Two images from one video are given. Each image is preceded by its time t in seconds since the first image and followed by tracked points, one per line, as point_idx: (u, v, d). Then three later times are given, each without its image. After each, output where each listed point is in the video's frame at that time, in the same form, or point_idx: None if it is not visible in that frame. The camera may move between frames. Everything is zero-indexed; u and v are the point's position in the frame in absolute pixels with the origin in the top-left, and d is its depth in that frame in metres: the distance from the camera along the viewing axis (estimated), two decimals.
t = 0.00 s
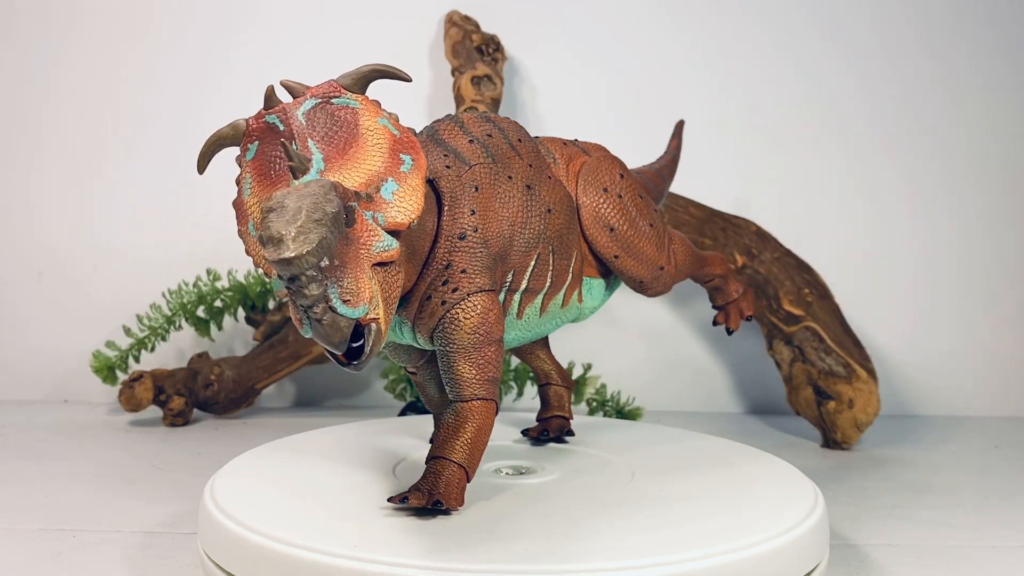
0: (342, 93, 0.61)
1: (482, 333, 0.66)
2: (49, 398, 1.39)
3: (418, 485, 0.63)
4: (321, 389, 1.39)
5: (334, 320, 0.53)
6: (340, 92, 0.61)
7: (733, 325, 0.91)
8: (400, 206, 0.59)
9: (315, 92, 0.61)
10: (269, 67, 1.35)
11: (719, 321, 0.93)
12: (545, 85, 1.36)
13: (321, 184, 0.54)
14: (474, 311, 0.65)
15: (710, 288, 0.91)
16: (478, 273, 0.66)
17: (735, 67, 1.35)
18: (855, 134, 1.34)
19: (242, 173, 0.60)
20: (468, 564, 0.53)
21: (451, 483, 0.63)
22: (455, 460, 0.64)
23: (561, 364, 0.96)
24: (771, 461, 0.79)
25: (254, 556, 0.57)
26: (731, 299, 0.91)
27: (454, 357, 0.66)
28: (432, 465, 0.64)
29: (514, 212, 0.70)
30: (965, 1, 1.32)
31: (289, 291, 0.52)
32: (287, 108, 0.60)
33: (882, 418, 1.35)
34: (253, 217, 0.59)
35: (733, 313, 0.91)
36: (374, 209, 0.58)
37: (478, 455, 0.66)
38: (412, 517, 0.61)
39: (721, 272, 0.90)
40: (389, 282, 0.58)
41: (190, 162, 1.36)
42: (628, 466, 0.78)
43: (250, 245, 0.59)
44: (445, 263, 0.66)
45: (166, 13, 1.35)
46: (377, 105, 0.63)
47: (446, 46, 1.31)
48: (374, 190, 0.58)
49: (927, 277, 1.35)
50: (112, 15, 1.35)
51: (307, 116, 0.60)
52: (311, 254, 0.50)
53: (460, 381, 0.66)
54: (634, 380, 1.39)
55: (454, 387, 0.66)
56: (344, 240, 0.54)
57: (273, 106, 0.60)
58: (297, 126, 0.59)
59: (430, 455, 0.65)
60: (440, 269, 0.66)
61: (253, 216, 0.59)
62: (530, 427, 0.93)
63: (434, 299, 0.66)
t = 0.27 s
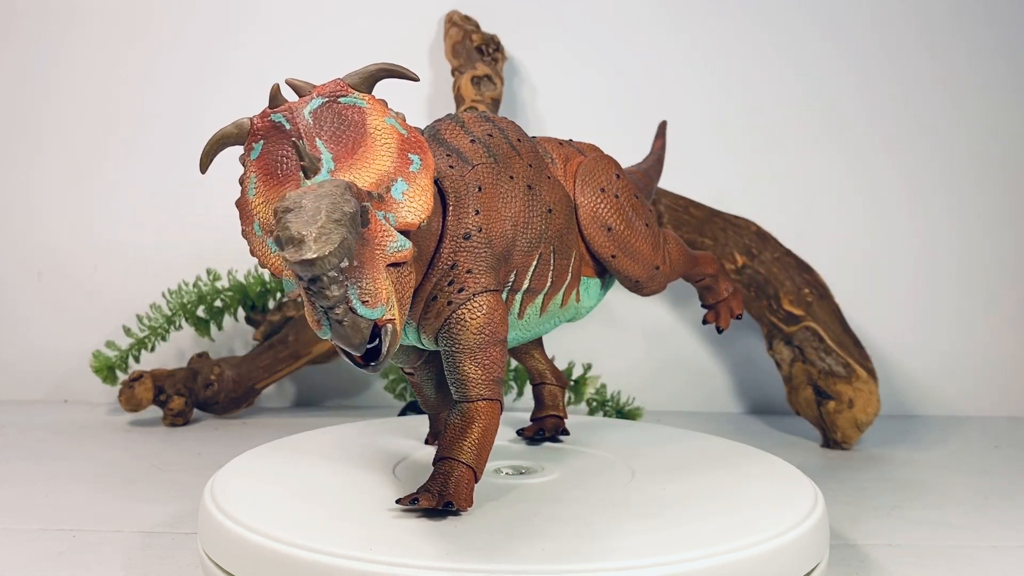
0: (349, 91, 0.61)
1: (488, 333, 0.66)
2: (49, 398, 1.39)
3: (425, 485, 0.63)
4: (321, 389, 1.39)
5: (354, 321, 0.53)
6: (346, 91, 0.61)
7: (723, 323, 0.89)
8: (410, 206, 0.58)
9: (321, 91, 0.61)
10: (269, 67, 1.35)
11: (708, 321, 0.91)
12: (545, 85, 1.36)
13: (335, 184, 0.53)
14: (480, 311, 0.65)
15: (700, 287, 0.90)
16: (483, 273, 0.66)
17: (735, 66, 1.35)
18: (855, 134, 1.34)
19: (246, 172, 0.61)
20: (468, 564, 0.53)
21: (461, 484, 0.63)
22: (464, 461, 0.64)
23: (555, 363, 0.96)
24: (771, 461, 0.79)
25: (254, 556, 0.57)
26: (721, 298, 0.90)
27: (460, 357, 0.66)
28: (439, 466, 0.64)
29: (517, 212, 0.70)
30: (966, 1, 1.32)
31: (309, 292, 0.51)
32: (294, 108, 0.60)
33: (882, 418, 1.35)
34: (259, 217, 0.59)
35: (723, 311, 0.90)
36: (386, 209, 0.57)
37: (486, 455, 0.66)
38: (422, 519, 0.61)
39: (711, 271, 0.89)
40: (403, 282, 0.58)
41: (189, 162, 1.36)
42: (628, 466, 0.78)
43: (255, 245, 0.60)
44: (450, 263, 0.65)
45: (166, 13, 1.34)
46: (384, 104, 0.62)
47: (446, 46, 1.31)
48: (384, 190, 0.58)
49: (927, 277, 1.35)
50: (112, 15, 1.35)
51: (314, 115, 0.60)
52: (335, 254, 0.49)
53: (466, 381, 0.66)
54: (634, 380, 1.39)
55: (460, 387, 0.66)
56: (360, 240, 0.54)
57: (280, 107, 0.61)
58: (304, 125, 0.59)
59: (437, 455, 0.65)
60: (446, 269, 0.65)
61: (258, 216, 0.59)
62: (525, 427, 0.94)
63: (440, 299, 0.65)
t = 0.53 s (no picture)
0: (356, 91, 0.61)
1: (494, 333, 0.66)
2: (49, 398, 1.39)
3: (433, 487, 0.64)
4: (321, 389, 1.39)
5: (376, 322, 0.52)
6: (353, 91, 0.61)
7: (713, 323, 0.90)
8: (421, 206, 0.58)
9: (330, 91, 0.61)
10: (269, 67, 1.35)
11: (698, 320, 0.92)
12: (545, 85, 1.36)
13: (350, 185, 0.54)
14: (486, 311, 0.66)
15: (690, 287, 0.91)
16: (488, 273, 0.66)
17: (734, 66, 1.35)
18: (855, 134, 1.34)
19: (252, 171, 0.61)
20: (468, 565, 0.52)
21: (470, 485, 0.63)
22: (473, 462, 0.64)
23: (549, 365, 0.97)
24: (771, 461, 0.79)
25: (254, 556, 0.57)
26: (711, 297, 0.91)
27: (466, 357, 0.66)
28: (448, 467, 0.65)
29: (519, 212, 0.70)
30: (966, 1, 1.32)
31: (330, 294, 0.51)
32: (302, 108, 0.61)
33: (882, 418, 1.35)
34: (265, 216, 0.60)
35: (713, 310, 0.91)
36: (397, 210, 0.57)
37: (494, 454, 0.66)
38: (434, 519, 0.61)
39: (702, 271, 0.90)
40: (416, 283, 0.58)
41: (189, 162, 1.36)
42: (628, 465, 0.78)
43: (262, 245, 0.60)
44: (456, 263, 0.65)
45: (166, 12, 1.34)
46: (392, 103, 0.62)
47: (446, 46, 1.31)
48: (395, 190, 0.58)
49: (927, 277, 1.35)
50: (112, 14, 1.35)
51: (321, 114, 0.60)
52: (355, 255, 0.49)
53: (472, 383, 0.66)
54: (634, 380, 1.39)
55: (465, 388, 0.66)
56: (379, 240, 0.54)
57: (287, 107, 0.61)
58: (312, 125, 0.60)
59: (446, 457, 0.65)
60: (451, 269, 0.65)
61: (265, 216, 0.60)
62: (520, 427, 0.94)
63: (446, 299, 0.65)
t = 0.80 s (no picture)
0: (365, 90, 0.60)
1: (500, 333, 0.66)
2: (49, 398, 1.39)
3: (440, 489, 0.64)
4: (321, 389, 1.39)
5: (397, 324, 0.52)
6: (362, 90, 0.60)
7: (702, 322, 0.92)
8: (432, 206, 0.59)
9: (337, 90, 0.60)
10: (269, 67, 1.35)
11: (687, 318, 0.94)
12: (545, 85, 1.36)
13: (365, 185, 0.54)
14: (492, 311, 0.66)
15: (681, 287, 0.92)
16: (493, 273, 0.66)
17: (734, 66, 1.35)
18: (854, 134, 1.34)
19: (258, 170, 0.61)
20: (467, 565, 0.52)
21: (479, 485, 0.63)
22: (480, 462, 0.65)
23: (543, 368, 0.97)
24: (771, 461, 0.79)
25: (254, 556, 0.57)
26: (700, 297, 0.92)
27: (472, 357, 0.66)
28: (456, 467, 0.65)
29: (521, 211, 0.70)
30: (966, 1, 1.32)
31: (351, 296, 0.50)
32: (310, 108, 0.60)
33: (882, 418, 1.35)
34: (272, 216, 0.59)
35: (703, 309, 0.92)
36: (409, 210, 0.57)
37: (501, 455, 0.66)
38: (445, 520, 0.61)
39: (692, 270, 0.91)
40: (430, 284, 0.58)
41: (189, 162, 1.36)
42: (628, 465, 0.78)
43: (269, 245, 0.59)
44: (462, 263, 0.65)
45: (165, 12, 1.34)
46: (399, 102, 0.62)
47: (446, 46, 1.31)
48: (407, 190, 0.58)
49: (927, 277, 1.35)
50: (112, 14, 1.34)
51: (329, 113, 0.59)
52: (380, 257, 0.50)
53: (478, 383, 0.66)
54: (634, 380, 1.39)
55: (471, 388, 0.67)
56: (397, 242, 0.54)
57: (294, 106, 0.60)
58: (321, 125, 0.59)
59: (453, 457, 0.65)
60: (458, 269, 0.65)
61: (272, 216, 0.59)
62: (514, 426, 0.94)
63: (453, 300, 0.65)
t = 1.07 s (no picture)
0: (374, 89, 0.61)
1: (506, 333, 0.66)
2: (50, 398, 1.39)
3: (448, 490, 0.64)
4: (321, 389, 1.39)
5: (421, 324, 0.52)
6: (372, 89, 0.61)
7: (692, 320, 0.91)
8: (444, 206, 0.58)
9: (345, 88, 0.61)
10: (269, 67, 1.35)
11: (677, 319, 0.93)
12: (545, 85, 1.36)
13: (382, 185, 0.54)
14: (499, 311, 0.66)
15: (671, 286, 0.92)
16: (499, 273, 0.66)
17: (734, 66, 1.35)
18: (855, 134, 1.34)
19: (264, 170, 0.60)
20: (465, 565, 0.52)
21: (489, 485, 0.63)
22: (488, 462, 0.65)
23: (537, 370, 0.97)
24: (771, 461, 0.79)
25: (254, 556, 0.57)
26: (690, 295, 0.92)
27: (478, 358, 0.66)
28: (465, 468, 0.65)
29: (524, 211, 0.70)
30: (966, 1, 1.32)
31: (376, 296, 0.51)
32: (319, 108, 0.60)
33: (882, 418, 1.35)
34: (281, 216, 0.58)
35: (692, 308, 0.92)
36: (422, 210, 0.57)
37: (509, 455, 0.66)
38: (456, 521, 0.61)
39: (682, 270, 0.91)
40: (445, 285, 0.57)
41: (189, 163, 1.36)
42: (628, 465, 0.78)
43: (276, 247, 0.58)
44: (468, 263, 0.64)
45: (165, 12, 1.34)
46: (407, 102, 0.62)
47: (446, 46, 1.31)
48: (419, 190, 0.58)
49: (928, 277, 1.35)
50: (112, 14, 1.34)
51: (339, 112, 0.60)
52: (405, 258, 0.49)
53: (485, 383, 0.66)
54: (634, 380, 1.39)
55: (478, 389, 0.66)
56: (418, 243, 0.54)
57: (302, 106, 0.60)
58: (332, 125, 0.59)
59: (462, 458, 0.66)
60: (464, 269, 0.64)
61: (281, 216, 0.58)
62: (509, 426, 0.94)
63: (459, 300, 0.65)
